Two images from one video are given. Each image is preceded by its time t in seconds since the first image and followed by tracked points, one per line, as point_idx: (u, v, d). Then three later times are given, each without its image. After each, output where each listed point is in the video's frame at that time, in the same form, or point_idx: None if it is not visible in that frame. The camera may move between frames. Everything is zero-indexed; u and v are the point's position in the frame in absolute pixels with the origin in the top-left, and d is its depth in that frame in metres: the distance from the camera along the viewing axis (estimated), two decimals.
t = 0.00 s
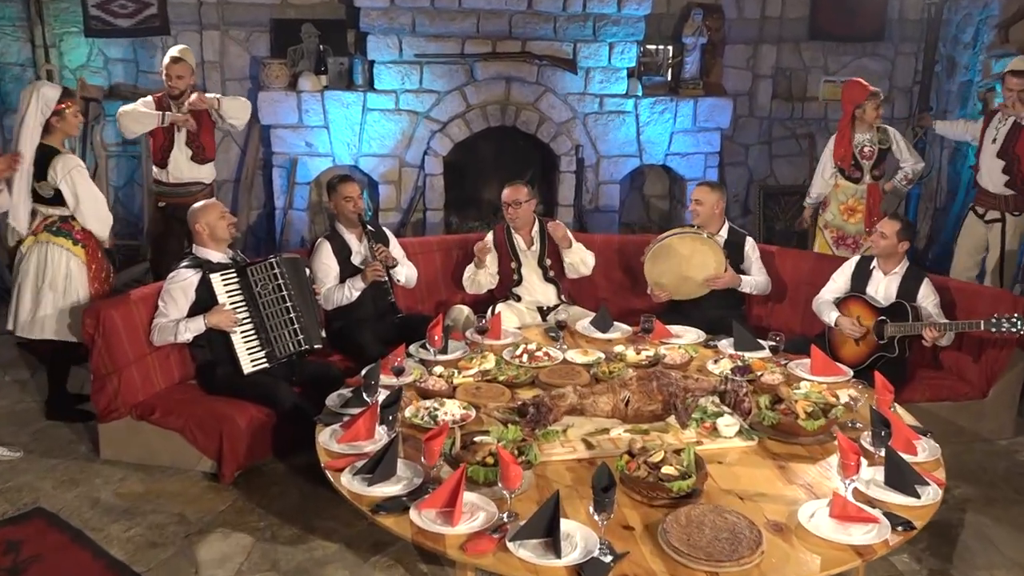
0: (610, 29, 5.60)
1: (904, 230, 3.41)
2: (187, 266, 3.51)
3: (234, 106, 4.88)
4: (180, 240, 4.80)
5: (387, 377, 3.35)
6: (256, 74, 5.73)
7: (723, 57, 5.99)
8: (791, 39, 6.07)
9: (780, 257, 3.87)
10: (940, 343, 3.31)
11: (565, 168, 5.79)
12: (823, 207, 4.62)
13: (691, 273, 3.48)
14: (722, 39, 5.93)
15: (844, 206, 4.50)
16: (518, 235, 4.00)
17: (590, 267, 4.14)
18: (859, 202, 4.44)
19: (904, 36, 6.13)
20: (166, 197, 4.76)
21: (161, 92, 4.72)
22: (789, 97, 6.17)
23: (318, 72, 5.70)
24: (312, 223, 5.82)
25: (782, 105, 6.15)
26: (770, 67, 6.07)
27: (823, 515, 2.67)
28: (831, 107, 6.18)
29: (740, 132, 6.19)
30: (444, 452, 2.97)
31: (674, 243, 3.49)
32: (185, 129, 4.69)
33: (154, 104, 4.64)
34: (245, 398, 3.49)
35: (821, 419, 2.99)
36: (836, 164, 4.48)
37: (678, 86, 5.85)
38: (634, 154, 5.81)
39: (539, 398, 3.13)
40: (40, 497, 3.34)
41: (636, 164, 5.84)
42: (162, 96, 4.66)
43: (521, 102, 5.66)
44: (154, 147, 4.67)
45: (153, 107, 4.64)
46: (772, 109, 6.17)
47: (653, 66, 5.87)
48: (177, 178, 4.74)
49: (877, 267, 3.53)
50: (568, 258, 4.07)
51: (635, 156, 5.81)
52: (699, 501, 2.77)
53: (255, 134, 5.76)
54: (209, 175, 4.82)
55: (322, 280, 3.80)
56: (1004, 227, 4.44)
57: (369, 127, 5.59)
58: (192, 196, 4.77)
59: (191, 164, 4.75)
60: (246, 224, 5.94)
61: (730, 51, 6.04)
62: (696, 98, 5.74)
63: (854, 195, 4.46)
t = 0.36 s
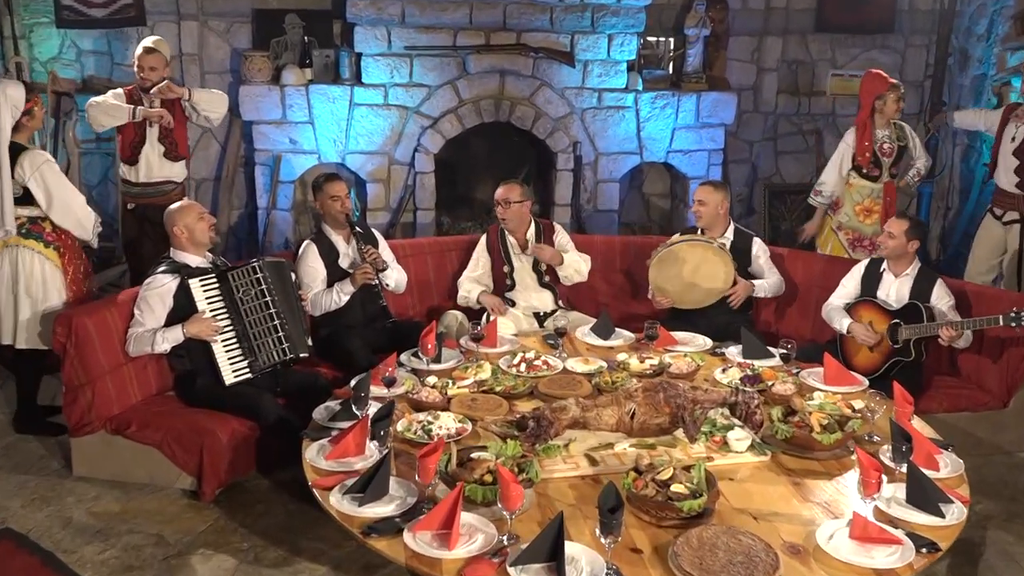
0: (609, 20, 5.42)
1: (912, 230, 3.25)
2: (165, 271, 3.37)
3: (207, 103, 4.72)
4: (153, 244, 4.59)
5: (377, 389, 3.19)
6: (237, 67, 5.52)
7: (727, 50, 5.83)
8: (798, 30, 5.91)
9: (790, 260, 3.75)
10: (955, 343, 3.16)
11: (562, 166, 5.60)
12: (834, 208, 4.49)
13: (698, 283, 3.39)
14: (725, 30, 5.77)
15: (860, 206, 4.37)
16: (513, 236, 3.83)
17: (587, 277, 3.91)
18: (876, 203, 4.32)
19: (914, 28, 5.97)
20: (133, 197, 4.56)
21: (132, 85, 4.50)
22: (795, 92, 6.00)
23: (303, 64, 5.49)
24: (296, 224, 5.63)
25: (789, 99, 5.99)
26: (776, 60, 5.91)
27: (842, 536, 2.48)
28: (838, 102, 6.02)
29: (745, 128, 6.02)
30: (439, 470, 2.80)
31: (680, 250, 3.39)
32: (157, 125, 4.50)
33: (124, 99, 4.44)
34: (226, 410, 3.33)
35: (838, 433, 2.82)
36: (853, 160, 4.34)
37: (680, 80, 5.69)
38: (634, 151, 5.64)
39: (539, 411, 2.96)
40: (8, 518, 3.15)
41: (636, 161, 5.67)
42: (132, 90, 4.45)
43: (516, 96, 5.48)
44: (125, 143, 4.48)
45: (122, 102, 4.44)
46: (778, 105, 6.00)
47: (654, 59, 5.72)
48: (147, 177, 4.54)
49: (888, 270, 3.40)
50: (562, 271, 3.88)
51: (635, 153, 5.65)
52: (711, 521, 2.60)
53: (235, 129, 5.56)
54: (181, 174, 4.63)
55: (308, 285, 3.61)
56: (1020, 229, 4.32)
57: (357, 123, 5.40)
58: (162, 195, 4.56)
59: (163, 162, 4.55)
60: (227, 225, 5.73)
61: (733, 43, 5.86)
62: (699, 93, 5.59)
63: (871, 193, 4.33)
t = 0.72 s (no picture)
0: (613, 11, 5.26)
1: (922, 226, 3.13)
2: (150, 271, 3.24)
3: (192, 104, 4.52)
4: (130, 245, 4.43)
5: (373, 400, 3.04)
6: (223, 59, 5.33)
7: (736, 42, 5.66)
8: (810, 22, 5.76)
9: (806, 262, 3.64)
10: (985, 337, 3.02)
11: (565, 163, 5.44)
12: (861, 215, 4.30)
13: (709, 281, 3.19)
14: (735, 21, 5.61)
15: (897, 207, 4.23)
16: (513, 237, 3.67)
17: (582, 269, 3.66)
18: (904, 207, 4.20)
19: (931, 19, 5.81)
20: (110, 198, 4.35)
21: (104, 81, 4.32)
22: (808, 85, 5.85)
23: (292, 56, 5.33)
24: (285, 224, 5.46)
25: (801, 93, 5.84)
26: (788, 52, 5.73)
27: (870, 559, 2.30)
28: (853, 96, 5.89)
29: (755, 124, 5.88)
30: (441, 488, 2.63)
31: (690, 248, 3.16)
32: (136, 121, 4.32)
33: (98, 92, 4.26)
34: (210, 423, 3.19)
35: (862, 447, 2.66)
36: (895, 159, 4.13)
37: (688, 73, 5.53)
38: (641, 148, 5.48)
39: (545, 424, 2.79)
40: None
41: (641, 158, 5.50)
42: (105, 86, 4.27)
43: (517, 90, 5.31)
44: (100, 145, 4.26)
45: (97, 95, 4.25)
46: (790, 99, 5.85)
47: (661, 51, 5.60)
48: (124, 176, 4.35)
49: (901, 272, 3.25)
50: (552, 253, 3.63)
51: (641, 150, 5.48)
52: (728, 543, 2.42)
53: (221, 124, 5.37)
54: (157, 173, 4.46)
55: (300, 290, 3.45)
56: None
57: (350, 118, 5.22)
58: (143, 195, 4.40)
59: (140, 161, 4.38)
60: (212, 225, 5.54)
61: (743, 35, 5.70)
62: (708, 86, 5.43)
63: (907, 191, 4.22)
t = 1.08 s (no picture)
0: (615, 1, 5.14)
1: (930, 226, 3.01)
2: (134, 275, 3.10)
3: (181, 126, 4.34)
4: (119, 246, 4.23)
5: (368, 411, 2.91)
6: (207, 51, 5.18)
7: (744, 34, 5.53)
8: (819, 13, 5.65)
9: (820, 263, 3.57)
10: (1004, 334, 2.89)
11: (566, 160, 5.29)
12: (887, 220, 4.17)
13: (718, 286, 3.05)
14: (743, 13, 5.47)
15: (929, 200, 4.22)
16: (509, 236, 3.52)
17: (581, 275, 3.52)
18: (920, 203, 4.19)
19: (946, 11, 5.69)
20: (100, 196, 4.18)
21: (92, 80, 4.15)
22: (818, 79, 5.73)
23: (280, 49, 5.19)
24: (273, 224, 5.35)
25: (810, 87, 5.71)
26: (797, 44, 5.57)
27: None
28: (864, 90, 5.73)
29: (763, 119, 5.74)
30: (442, 505, 2.48)
31: (698, 252, 3.03)
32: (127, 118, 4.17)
33: (87, 107, 4.10)
34: (193, 435, 3.08)
35: (884, 460, 2.51)
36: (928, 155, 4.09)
37: (694, 66, 5.40)
38: (645, 144, 5.33)
39: (551, 437, 2.65)
40: None
41: (645, 155, 5.35)
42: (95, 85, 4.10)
43: (514, 85, 5.15)
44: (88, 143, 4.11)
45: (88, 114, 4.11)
46: (798, 94, 5.70)
47: (665, 43, 5.45)
48: (114, 174, 4.20)
49: (913, 275, 3.12)
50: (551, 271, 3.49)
51: (645, 146, 5.33)
52: (746, 564, 2.27)
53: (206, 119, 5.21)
54: (152, 171, 4.29)
55: (290, 294, 3.37)
56: None
57: (341, 114, 5.06)
58: (135, 194, 4.24)
59: (130, 158, 4.21)
60: (197, 226, 5.37)
61: (752, 27, 5.55)
62: (715, 80, 5.27)
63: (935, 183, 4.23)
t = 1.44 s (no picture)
0: None
1: (954, 228, 2.97)
2: (114, 279, 2.97)
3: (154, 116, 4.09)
4: (102, 248, 4.04)
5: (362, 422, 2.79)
6: (190, 43, 5.01)
7: (750, 25, 5.40)
8: (829, 4, 5.48)
9: (832, 265, 3.51)
10: None
11: (565, 157, 5.14)
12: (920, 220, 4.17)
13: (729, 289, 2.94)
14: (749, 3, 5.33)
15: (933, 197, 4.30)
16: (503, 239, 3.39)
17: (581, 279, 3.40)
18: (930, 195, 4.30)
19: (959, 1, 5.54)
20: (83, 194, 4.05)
21: (77, 79, 4.05)
22: (827, 71, 5.58)
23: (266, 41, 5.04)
24: (259, 223, 5.21)
25: (818, 80, 5.58)
26: (804, 36, 5.47)
27: None
28: (875, 84, 5.59)
29: (769, 113, 5.61)
30: (442, 523, 2.34)
31: (707, 253, 2.94)
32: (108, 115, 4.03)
33: (74, 107, 4.01)
34: (177, 448, 2.97)
35: (906, 472, 2.38)
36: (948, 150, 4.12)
37: (698, 58, 5.25)
38: (648, 140, 5.19)
39: (556, 449, 2.51)
40: None
41: (649, 151, 5.22)
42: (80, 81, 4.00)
43: (512, 78, 5.00)
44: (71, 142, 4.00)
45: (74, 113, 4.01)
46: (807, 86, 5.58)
47: (667, 36, 5.32)
48: (99, 172, 4.05)
49: (933, 276, 3.08)
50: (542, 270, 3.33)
51: (649, 142, 5.20)
52: None
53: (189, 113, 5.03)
54: (139, 169, 4.13)
55: (279, 300, 3.27)
56: None
57: (330, 109, 4.90)
58: (117, 194, 4.08)
59: (114, 154, 4.06)
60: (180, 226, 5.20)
61: (758, 18, 5.44)
62: (720, 73, 5.14)
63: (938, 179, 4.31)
